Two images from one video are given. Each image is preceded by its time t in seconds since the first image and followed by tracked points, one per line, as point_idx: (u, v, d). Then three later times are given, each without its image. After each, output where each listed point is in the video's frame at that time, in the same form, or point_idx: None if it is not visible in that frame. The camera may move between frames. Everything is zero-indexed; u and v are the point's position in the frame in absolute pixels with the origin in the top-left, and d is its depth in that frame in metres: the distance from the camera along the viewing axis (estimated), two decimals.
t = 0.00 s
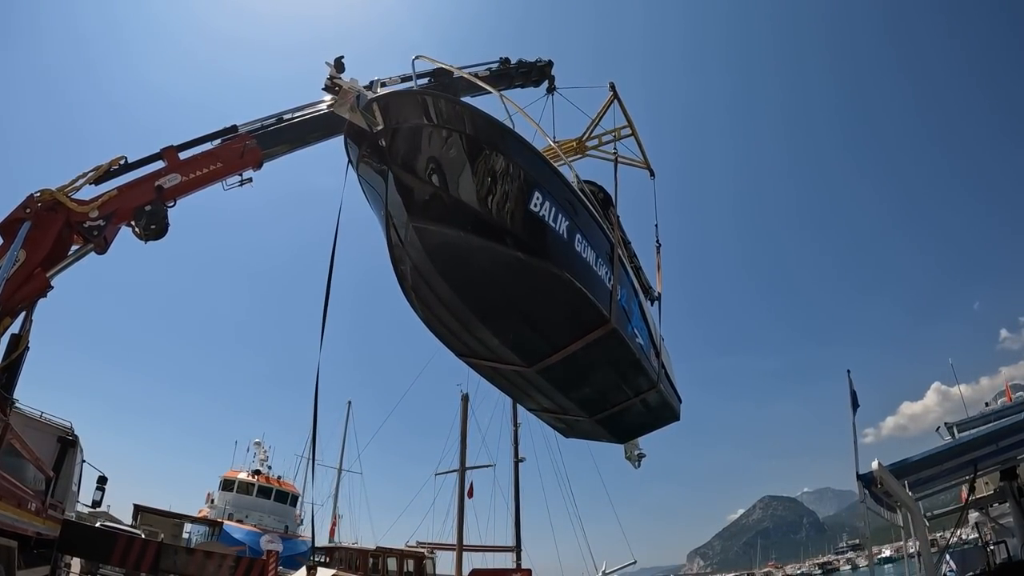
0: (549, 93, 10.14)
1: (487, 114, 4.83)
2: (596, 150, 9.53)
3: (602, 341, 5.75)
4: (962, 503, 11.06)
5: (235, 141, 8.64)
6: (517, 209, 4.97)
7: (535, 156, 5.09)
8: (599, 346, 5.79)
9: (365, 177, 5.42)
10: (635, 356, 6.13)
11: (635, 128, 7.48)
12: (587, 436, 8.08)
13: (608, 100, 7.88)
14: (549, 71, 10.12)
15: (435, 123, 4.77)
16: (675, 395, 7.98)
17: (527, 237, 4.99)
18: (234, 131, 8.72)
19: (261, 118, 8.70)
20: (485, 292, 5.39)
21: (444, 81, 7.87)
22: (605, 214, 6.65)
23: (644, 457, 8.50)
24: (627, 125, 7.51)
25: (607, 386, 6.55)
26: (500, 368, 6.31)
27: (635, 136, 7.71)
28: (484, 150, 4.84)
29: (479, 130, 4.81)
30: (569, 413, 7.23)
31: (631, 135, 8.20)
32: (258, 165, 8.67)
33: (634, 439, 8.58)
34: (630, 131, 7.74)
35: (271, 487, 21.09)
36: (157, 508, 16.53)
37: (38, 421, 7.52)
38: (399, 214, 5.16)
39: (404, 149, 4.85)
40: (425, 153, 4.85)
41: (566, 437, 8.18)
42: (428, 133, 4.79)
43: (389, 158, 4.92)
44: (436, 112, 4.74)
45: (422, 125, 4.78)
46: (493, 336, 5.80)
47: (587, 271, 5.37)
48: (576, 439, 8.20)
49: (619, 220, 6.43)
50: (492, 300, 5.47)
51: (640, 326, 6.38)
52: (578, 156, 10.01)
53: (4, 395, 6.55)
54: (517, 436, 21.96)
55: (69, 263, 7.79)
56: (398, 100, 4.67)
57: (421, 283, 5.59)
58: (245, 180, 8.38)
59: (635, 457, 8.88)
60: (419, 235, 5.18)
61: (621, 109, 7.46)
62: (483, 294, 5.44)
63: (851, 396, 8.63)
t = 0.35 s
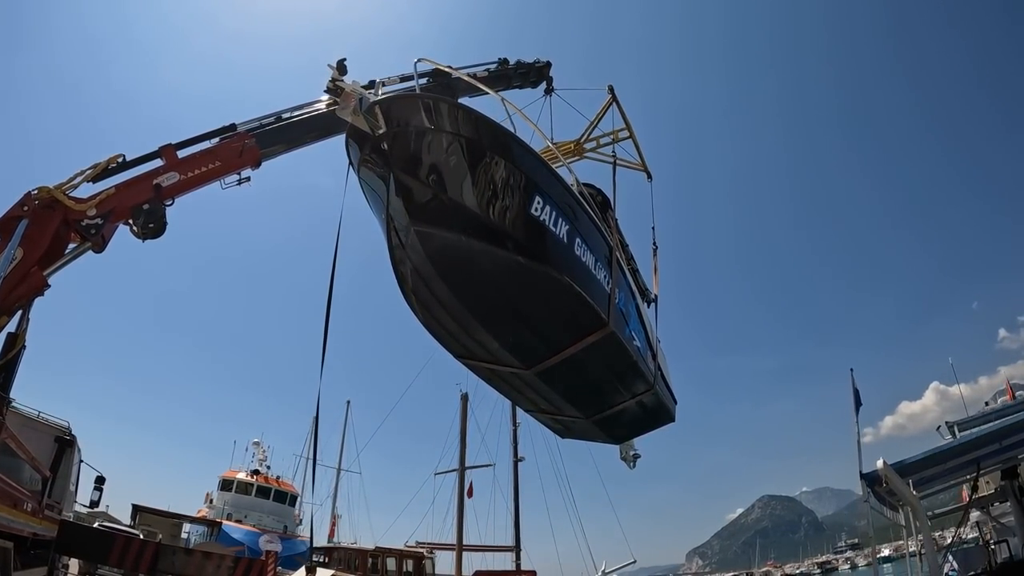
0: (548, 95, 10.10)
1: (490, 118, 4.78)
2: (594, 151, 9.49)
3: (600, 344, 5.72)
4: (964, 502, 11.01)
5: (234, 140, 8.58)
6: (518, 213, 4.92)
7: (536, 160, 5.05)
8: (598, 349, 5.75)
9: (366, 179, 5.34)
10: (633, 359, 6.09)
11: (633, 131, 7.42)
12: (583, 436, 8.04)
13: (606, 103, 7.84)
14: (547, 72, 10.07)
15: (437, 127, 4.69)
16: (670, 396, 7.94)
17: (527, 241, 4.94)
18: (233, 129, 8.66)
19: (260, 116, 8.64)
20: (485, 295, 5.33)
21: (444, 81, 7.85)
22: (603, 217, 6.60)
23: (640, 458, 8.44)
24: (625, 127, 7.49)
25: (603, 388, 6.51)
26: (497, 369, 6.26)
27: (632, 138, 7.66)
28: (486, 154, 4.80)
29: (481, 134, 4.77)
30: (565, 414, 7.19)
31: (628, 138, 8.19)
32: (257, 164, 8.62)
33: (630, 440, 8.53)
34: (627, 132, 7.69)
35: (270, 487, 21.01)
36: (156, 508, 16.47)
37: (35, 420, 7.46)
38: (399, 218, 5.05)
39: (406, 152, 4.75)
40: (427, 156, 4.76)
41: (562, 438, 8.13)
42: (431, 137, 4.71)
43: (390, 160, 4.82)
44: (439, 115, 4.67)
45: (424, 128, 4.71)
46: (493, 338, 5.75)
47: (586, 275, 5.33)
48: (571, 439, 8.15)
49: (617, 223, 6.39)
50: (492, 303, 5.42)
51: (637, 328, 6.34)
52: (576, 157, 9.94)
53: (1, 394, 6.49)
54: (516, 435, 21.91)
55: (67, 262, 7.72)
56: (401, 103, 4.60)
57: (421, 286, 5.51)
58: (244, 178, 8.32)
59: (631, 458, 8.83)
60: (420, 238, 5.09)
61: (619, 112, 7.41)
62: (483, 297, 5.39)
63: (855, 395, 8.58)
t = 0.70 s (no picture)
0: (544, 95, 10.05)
1: (491, 122, 4.74)
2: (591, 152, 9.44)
3: (597, 346, 5.68)
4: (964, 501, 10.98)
5: (232, 138, 8.51)
6: (518, 216, 4.89)
7: (536, 163, 5.02)
8: (595, 351, 5.72)
9: (365, 181, 5.27)
10: (629, 360, 6.06)
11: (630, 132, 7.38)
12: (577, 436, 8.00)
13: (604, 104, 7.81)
14: (544, 72, 10.02)
15: (439, 130, 4.65)
16: (665, 396, 7.91)
17: (527, 244, 4.90)
18: (231, 127, 8.60)
19: (258, 114, 8.58)
20: (484, 298, 5.28)
21: (442, 80, 7.83)
22: (600, 219, 6.57)
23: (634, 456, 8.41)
24: (622, 129, 7.46)
25: (599, 389, 6.48)
26: (495, 371, 6.21)
27: (629, 139, 7.63)
28: (487, 157, 4.76)
29: (483, 138, 4.74)
30: (561, 415, 7.15)
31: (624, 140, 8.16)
32: (255, 162, 8.56)
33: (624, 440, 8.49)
34: (624, 134, 7.66)
35: (268, 487, 20.94)
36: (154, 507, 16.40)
37: (32, 420, 7.41)
38: (398, 220, 4.98)
39: (407, 155, 4.70)
40: (429, 159, 4.71)
41: (556, 437, 8.09)
42: (432, 140, 4.66)
43: (391, 163, 4.75)
44: (440, 118, 4.62)
45: (425, 131, 4.65)
46: (491, 340, 5.70)
47: (585, 279, 5.30)
48: (566, 439, 8.11)
49: (613, 225, 6.36)
50: (490, 305, 5.37)
51: (634, 330, 6.31)
52: (572, 158, 9.90)
53: None
54: (514, 434, 21.87)
55: (64, 260, 7.65)
56: (403, 105, 4.54)
57: (421, 288, 5.44)
58: (241, 176, 8.24)
59: (625, 457, 8.80)
60: (420, 241, 5.03)
61: (617, 114, 7.37)
62: (482, 299, 5.34)
63: (857, 392, 8.52)
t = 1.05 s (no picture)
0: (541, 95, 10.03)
1: (492, 125, 4.72)
2: (588, 153, 9.43)
3: (593, 347, 5.69)
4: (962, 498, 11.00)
5: (230, 136, 8.49)
6: (517, 219, 4.88)
7: (536, 166, 5.00)
8: (593, 352, 5.72)
9: (366, 182, 5.24)
10: (624, 361, 6.06)
11: (626, 134, 7.37)
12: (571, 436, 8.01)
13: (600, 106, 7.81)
14: (540, 73, 10.00)
15: (440, 133, 4.62)
16: (659, 396, 7.92)
17: (527, 247, 4.89)
18: (229, 125, 8.57)
19: (255, 112, 8.55)
20: (483, 299, 5.27)
21: (439, 80, 7.81)
22: (596, 220, 6.57)
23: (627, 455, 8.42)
24: (618, 131, 7.46)
25: (595, 389, 6.48)
26: (492, 371, 6.20)
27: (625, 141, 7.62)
28: (488, 161, 4.75)
29: (484, 141, 4.72)
30: (556, 414, 7.15)
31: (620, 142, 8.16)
32: (253, 160, 8.53)
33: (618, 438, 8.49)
34: (620, 135, 7.65)
35: (266, 485, 20.90)
36: (152, 506, 16.36)
37: (29, 417, 7.37)
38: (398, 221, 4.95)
39: (409, 157, 4.66)
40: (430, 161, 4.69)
41: (551, 436, 8.08)
42: (434, 142, 4.64)
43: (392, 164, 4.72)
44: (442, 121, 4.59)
45: (426, 133, 4.62)
46: (489, 341, 5.69)
47: (583, 281, 5.30)
48: (560, 438, 8.11)
49: (609, 227, 6.36)
50: (488, 306, 5.36)
51: (629, 331, 6.31)
52: (568, 159, 9.88)
53: None
54: (512, 432, 21.87)
55: (61, 257, 7.61)
56: (405, 107, 4.49)
57: (420, 289, 5.43)
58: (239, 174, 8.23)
59: (618, 456, 8.80)
60: (419, 242, 5.01)
61: (614, 115, 7.36)
62: (480, 300, 5.32)
63: (857, 389, 8.54)
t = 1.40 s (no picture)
0: (536, 94, 10.01)
1: (491, 126, 4.71)
2: (582, 153, 9.42)
3: (586, 346, 5.70)
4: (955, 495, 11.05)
5: (226, 131, 8.45)
6: (514, 219, 4.86)
7: (533, 167, 4.99)
8: (586, 351, 5.73)
9: (365, 182, 5.21)
10: (617, 360, 6.08)
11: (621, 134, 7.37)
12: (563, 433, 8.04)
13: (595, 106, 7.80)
14: (535, 71, 9.97)
15: (440, 134, 4.60)
16: (649, 394, 7.95)
17: (524, 247, 4.88)
18: (225, 120, 8.52)
19: (251, 108, 8.51)
20: (479, 298, 5.26)
21: (435, 78, 7.78)
22: (591, 220, 6.57)
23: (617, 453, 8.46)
24: (613, 131, 7.45)
25: (587, 387, 6.50)
26: (486, 369, 6.20)
27: (620, 141, 7.62)
28: (486, 162, 4.73)
29: (482, 143, 4.71)
30: (548, 411, 7.16)
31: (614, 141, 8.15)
32: (249, 156, 8.48)
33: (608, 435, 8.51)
34: (615, 136, 7.64)
35: (261, 481, 20.88)
36: (147, 502, 16.31)
37: (25, 413, 7.33)
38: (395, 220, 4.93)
39: (408, 157, 4.64)
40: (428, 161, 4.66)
41: (542, 433, 8.11)
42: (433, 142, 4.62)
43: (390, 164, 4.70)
44: (441, 122, 4.57)
45: (425, 134, 4.60)
46: (484, 339, 5.69)
47: (577, 281, 5.30)
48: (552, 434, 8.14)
49: (603, 227, 6.36)
50: (483, 305, 5.35)
51: (622, 330, 6.32)
52: (562, 158, 9.85)
53: None
54: (508, 428, 21.90)
55: (57, 252, 7.56)
56: (405, 107, 4.47)
57: (417, 288, 5.41)
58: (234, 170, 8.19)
59: (608, 453, 8.82)
60: (416, 242, 4.99)
61: (608, 116, 7.35)
62: (475, 299, 5.31)
63: (851, 385, 8.57)
